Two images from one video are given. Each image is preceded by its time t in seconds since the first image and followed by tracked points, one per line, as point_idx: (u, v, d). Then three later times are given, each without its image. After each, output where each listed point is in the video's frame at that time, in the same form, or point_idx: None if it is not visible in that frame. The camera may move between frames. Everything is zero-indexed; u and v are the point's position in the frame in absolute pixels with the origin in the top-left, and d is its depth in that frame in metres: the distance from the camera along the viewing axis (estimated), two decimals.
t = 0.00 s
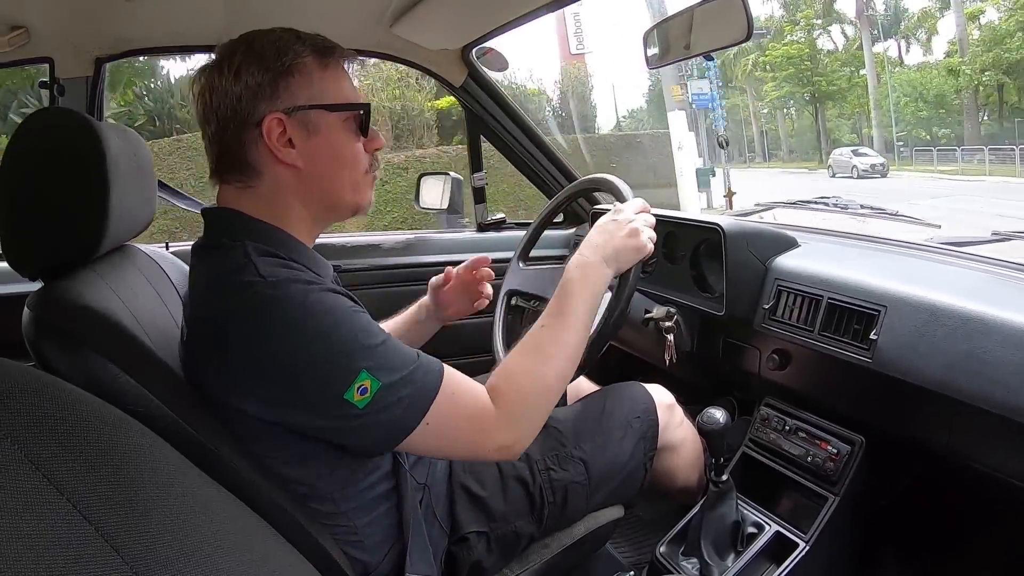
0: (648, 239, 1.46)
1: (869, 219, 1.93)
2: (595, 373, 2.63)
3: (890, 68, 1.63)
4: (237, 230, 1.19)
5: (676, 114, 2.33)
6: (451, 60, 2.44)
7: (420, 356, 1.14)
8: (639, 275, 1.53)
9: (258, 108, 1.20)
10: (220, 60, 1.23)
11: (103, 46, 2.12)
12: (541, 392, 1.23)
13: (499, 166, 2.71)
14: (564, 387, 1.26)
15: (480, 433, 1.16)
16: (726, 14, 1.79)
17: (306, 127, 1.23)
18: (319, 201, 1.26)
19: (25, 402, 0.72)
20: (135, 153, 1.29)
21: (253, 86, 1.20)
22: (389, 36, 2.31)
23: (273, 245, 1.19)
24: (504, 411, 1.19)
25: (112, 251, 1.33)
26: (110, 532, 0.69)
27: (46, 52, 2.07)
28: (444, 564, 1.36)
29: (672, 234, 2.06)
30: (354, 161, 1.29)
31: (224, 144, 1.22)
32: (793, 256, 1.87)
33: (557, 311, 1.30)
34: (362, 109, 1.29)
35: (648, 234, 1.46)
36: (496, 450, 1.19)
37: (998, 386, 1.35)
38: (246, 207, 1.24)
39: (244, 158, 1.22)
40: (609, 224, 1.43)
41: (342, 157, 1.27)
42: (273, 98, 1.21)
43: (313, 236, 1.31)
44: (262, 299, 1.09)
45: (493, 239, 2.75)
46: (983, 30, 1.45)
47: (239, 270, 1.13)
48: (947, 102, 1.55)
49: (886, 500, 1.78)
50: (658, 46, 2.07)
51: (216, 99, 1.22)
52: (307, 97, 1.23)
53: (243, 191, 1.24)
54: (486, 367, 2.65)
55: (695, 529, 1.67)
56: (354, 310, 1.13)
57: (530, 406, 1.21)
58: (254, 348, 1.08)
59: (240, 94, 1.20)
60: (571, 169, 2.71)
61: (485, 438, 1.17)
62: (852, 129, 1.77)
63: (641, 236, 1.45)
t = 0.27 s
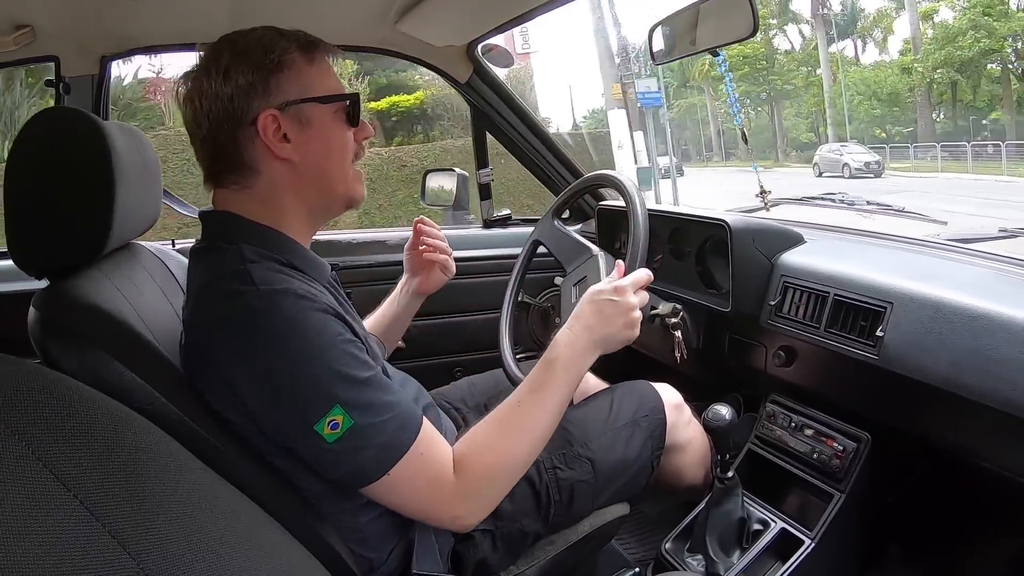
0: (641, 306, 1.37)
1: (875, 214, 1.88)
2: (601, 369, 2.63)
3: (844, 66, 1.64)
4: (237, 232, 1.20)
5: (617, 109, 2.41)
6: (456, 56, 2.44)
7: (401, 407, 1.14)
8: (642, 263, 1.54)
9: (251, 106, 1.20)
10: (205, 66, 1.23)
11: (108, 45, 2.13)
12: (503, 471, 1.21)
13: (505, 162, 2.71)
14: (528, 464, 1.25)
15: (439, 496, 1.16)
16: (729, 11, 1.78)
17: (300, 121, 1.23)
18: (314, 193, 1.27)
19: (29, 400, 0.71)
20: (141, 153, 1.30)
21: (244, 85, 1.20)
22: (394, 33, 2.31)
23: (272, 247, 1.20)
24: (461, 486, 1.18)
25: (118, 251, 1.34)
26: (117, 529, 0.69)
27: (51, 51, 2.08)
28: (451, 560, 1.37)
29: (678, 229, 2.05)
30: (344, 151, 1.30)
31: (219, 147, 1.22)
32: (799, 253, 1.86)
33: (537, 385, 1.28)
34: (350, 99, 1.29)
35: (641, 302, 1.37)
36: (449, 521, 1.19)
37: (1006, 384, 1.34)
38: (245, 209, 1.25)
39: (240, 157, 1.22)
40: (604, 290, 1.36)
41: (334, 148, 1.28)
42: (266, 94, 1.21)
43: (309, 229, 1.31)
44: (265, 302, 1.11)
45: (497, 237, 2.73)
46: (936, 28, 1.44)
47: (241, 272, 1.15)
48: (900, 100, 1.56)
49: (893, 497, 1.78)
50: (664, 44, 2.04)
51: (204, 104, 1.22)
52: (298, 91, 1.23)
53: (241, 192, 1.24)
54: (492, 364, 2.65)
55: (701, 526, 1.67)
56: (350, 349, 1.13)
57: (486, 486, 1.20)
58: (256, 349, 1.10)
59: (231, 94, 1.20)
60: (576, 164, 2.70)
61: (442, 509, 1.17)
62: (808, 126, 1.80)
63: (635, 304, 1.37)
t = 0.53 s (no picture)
0: (627, 336, 1.35)
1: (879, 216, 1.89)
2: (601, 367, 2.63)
3: (795, 67, 1.76)
4: (243, 219, 1.20)
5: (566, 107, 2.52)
6: (460, 51, 2.44)
7: (399, 407, 1.15)
8: (643, 267, 1.52)
9: (288, 94, 1.20)
10: (240, 42, 1.17)
11: (112, 35, 2.13)
12: (483, 486, 1.24)
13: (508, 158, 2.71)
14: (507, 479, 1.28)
15: (425, 498, 1.18)
16: (732, 11, 1.79)
17: (325, 112, 1.25)
18: (327, 183, 1.29)
19: (25, 391, 0.71)
20: (143, 144, 1.30)
21: (285, 72, 1.19)
22: (400, 26, 2.32)
23: (280, 237, 1.21)
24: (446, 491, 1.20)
25: (119, 241, 1.34)
26: (115, 520, 0.69)
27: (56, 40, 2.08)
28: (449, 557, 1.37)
29: (680, 228, 2.05)
30: (351, 144, 1.33)
31: (249, 128, 1.18)
32: (800, 253, 1.86)
33: (520, 405, 1.30)
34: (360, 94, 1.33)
35: (628, 331, 1.36)
36: (435, 525, 1.21)
37: (1006, 388, 1.34)
38: (261, 193, 1.23)
39: (270, 142, 1.20)
40: (590, 318, 1.33)
41: (347, 141, 1.30)
42: (301, 83, 1.21)
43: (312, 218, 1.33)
44: (269, 290, 1.11)
45: (498, 233, 2.72)
46: (882, 29, 1.56)
47: (247, 260, 1.15)
48: (849, 99, 1.70)
49: (891, 498, 1.78)
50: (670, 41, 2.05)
51: (235, 81, 1.17)
52: (325, 83, 1.25)
53: (260, 176, 1.23)
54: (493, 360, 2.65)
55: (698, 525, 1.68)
56: (353, 345, 1.13)
57: (470, 490, 1.23)
58: (258, 337, 1.10)
59: (272, 80, 1.18)
60: (580, 160, 2.70)
61: (425, 516, 1.19)
62: (760, 127, 1.93)
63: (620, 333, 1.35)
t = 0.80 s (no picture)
0: (619, 366, 1.36)
1: (880, 222, 1.89)
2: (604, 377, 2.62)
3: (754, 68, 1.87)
4: (246, 248, 1.20)
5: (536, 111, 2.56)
6: (459, 62, 2.45)
7: (404, 442, 1.16)
8: (645, 276, 1.52)
9: (302, 117, 1.20)
10: (253, 60, 1.17)
11: (113, 50, 2.13)
12: (484, 517, 1.24)
13: (509, 169, 2.72)
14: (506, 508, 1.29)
15: (430, 535, 1.18)
16: (733, 17, 1.79)
17: (338, 137, 1.25)
18: (335, 208, 1.29)
19: (30, 404, 0.71)
20: (145, 160, 1.31)
21: (299, 96, 1.19)
22: (398, 39, 2.33)
23: (284, 263, 1.21)
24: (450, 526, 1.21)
25: (120, 257, 1.34)
26: (118, 536, 0.69)
27: (56, 56, 2.09)
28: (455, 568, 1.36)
29: (681, 237, 2.07)
30: (360, 169, 1.33)
31: (259, 149, 1.18)
32: (802, 259, 1.86)
33: (516, 435, 1.31)
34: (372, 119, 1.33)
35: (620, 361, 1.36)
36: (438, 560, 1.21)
37: (1010, 391, 1.34)
38: (268, 216, 1.24)
39: (281, 166, 1.20)
40: (583, 348, 1.34)
41: (357, 166, 1.31)
42: (315, 108, 1.22)
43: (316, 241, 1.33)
44: (279, 326, 1.11)
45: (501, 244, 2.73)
46: (836, 28, 1.60)
47: (256, 293, 1.15)
48: (802, 98, 1.71)
49: (897, 504, 1.78)
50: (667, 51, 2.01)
51: (247, 100, 1.16)
52: (338, 108, 1.25)
53: (268, 199, 1.23)
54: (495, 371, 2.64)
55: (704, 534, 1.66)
56: (361, 380, 1.13)
57: (469, 528, 1.23)
58: (266, 371, 1.10)
59: (287, 102, 1.18)
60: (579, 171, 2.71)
61: (430, 550, 1.19)
62: (718, 127, 1.98)
63: (613, 363, 1.36)
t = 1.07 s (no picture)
0: (615, 379, 1.38)
1: (883, 226, 1.91)
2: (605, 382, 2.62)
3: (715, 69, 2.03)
4: (250, 251, 1.21)
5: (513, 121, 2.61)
6: (458, 68, 2.45)
7: (401, 450, 1.15)
8: (646, 282, 1.52)
9: (314, 127, 1.21)
10: (271, 69, 1.18)
11: (113, 58, 2.14)
12: (482, 521, 1.24)
13: (509, 176, 2.72)
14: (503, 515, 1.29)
15: (426, 538, 1.17)
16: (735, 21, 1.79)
17: (349, 149, 1.26)
18: (342, 220, 1.29)
19: (32, 406, 0.71)
20: (145, 166, 1.31)
21: (313, 105, 1.20)
22: (398, 47, 2.34)
23: (285, 270, 1.21)
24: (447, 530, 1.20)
25: (122, 264, 1.34)
26: (119, 541, 0.69)
27: (57, 64, 2.10)
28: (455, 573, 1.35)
29: (680, 243, 2.06)
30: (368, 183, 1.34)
31: (270, 155, 1.18)
32: (803, 263, 1.86)
33: (514, 442, 1.31)
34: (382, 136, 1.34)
35: (616, 375, 1.38)
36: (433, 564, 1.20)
37: (1011, 393, 1.33)
38: (274, 223, 1.23)
39: (290, 173, 1.20)
40: (580, 361, 1.36)
41: (366, 179, 1.31)
42: (328, 119, 1.22)
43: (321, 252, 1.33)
44: (281, 329, 1.11)
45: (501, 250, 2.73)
46: (796, 27, 1.74)
47: (258, 297, 1.15)
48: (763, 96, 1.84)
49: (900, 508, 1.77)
50: (665, 57, 2.07)
51: (262, 106, 1.17)
52: (349, 120, 1.26)
53: (276, 205, 1.23)
54: (496, 378, 2.64)
55: (707, 540, 1.66)
56: (360, 385, 1.12)
57: (466, 533, 1.23)
58: (266, 374, 1.10)
59: (301, 112, 1.19)
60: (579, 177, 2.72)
61: (424, 554, 1.18)
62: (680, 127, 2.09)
63: (608, 376, 1.37)
